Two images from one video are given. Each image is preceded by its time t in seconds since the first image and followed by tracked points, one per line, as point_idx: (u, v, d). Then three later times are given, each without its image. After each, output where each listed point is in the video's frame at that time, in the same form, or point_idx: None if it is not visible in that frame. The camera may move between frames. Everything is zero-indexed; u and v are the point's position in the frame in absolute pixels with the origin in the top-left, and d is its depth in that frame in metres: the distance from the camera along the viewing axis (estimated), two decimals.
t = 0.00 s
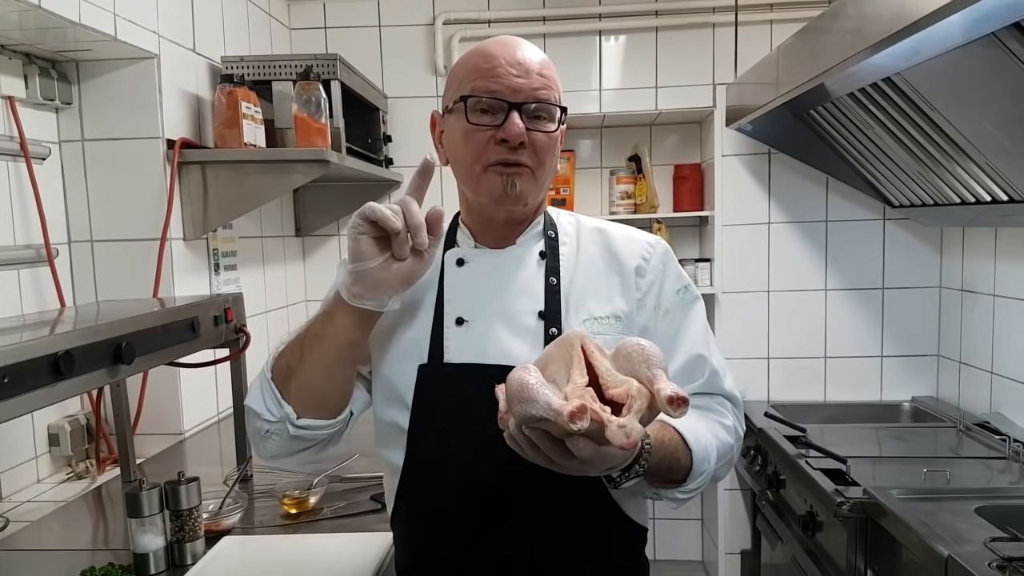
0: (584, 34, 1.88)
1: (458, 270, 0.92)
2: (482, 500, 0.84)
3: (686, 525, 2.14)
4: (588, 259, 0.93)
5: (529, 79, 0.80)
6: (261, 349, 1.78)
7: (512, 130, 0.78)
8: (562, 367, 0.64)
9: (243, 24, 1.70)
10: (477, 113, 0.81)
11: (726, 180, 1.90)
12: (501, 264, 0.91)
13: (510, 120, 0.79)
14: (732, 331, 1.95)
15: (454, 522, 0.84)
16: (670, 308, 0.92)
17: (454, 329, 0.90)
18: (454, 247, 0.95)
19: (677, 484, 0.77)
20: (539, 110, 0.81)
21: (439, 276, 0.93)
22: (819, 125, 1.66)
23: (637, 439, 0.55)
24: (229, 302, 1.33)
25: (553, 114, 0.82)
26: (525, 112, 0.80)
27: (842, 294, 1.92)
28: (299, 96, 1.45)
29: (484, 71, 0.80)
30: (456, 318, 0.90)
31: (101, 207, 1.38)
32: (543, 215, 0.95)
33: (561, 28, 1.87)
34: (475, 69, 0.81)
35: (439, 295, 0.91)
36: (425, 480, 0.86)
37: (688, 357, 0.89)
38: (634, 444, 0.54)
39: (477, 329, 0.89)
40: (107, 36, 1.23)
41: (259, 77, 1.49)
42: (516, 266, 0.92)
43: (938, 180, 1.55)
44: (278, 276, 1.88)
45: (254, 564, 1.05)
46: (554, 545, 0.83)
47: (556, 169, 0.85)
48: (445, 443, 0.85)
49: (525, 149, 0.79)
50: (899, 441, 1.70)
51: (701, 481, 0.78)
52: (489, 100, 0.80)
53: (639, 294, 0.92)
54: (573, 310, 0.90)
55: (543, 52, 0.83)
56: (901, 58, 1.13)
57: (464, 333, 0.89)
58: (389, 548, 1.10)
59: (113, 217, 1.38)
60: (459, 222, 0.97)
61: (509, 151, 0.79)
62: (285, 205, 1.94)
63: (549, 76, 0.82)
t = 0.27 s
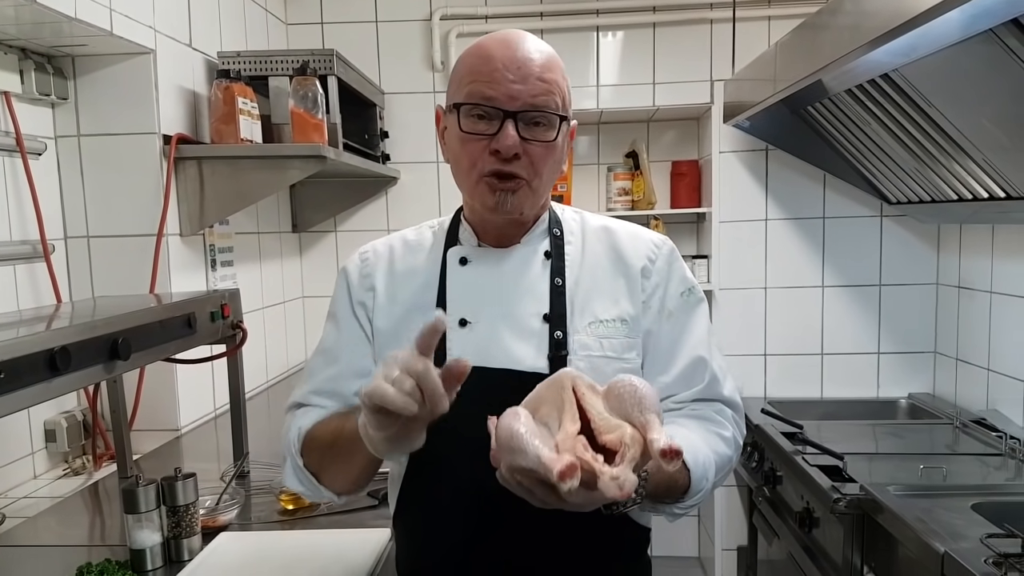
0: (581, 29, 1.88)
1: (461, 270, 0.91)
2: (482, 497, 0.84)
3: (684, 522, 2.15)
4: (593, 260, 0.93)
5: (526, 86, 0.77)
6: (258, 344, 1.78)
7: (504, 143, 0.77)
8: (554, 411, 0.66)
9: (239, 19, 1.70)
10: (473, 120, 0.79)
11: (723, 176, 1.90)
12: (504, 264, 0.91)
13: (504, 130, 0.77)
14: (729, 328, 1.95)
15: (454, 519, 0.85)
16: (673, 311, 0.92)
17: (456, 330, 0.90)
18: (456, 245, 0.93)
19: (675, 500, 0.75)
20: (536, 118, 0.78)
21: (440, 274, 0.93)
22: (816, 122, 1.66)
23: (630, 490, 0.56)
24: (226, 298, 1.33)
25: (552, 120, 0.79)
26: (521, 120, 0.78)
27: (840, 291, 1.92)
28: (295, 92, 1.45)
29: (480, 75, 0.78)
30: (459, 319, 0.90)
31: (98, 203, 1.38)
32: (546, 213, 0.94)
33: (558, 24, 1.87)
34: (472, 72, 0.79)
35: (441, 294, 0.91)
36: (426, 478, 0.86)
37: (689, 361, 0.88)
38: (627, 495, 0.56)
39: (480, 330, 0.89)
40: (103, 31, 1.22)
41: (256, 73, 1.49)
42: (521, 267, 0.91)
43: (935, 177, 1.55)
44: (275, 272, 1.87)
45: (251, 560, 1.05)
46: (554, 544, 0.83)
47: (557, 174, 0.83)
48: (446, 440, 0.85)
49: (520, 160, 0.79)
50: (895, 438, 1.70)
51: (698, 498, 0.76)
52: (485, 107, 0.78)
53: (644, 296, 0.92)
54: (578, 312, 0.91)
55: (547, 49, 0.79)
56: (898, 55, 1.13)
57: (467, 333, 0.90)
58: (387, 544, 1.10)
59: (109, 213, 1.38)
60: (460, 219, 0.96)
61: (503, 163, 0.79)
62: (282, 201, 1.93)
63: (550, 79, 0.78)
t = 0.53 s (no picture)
0: (582, 24, 1.87)
1: (468, 266, 0.90)
2: (487, 493, 0.84)
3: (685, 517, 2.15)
4: (602, 257, 0.91)
5: (538, 82, 0.75)
6: (258, 340, 1.78)
7: (516, 142, 0.76)
8: (548, 395, 0.67)
9: (240, 14, 1.70)
10: (483, 117, 0.78)
11: (725, 172, 1.90)
12: (510, 262, 0.90)
13: (516, 128, 0.76)
14: (731, 323, 1.95)
15: (459, 515, 0.84)
16: (684, 309, 0.89)
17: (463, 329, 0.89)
18: (462, 241, 0.93)
19: (679, 500, 0.75)
20: (547, 114, 0.77)
21: (447, 272, 0.92)
22: (819, 117, 1.65)
23: (619, 474, 0.56)
24: (227, 293, 1.33)
25: (563, 116, 0.78)
26: (533, 118, 0.77)
27: (842, 287, 1.91)
28: (296, 86, 1.45)
29: (490, 71, 0.76)
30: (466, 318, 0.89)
31: (100, 198, 1.38)
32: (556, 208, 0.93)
33: (559, 18, 1.86)
34: (481, 66, 0.77)
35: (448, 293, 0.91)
36: (431, 474, 0.86)
37: (699, 361, 0.86)
38: (614, 480, 0.55)
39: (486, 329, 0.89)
40: (103, 25, 1.22)
41: (256, 67, 1.48)
42: (528, 267, 0.90)
43: (938, 172, 1.54)
44: (275, 268, 1.87)
45: (253, 555, 1.05)
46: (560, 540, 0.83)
47: (568, 171, 0.83)
48: (450, 436, 0.85)
49: (532, 159, 0.78)
50: (897, 434, 1.70)
51: (704, 499, 0.76)
52: (496, 104, 0.77)
53: (655, 294, 0.90)
54: (587, 312, 0.89)
55: (556, 38, 0.77)
56: (902, 49, 1.12)
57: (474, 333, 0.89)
58: (388, 541, 1.10)
59: (111, 208, 1.38)
60: (467, 214, 0.95)
61: (515, 162, 0.78)
62: (282, 196, 1.93)
63: (562, 73, 0.76)
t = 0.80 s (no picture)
0: (587, 21, 1.87)
1: (477, 264, 0.90)
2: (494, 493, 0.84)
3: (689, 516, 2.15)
4: (614, 258, 0.91)
5: (550, 79, 0.75)
6: (263, 336, 1.78)
7: (528, 141, 0.76)
8: (555, 430, 0.67)
9: (246, 12, 1.70)
10: (494, 116, 0.78)
11: (730, 170, 1.89)
12: (520, 261, 0.89)
13: (528, 127, 0.76)
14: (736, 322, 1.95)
15: (467, 515, 0.84)
16: (696, 310, 0.89)
17: (472, 328, 0.88)
18: (471, 238, 0.92)
19: (690, 508, 0.74)
20: (559, 112, 0.77)
21: (454, 270, 0.92)
22: (824, 115, 1.65)
23: (627, 522, 0.56)
24: (233, 290, 1.33)
25: (575, 114, 0.78)
26: (545, 116, 0.77)
27: (846, 286, 1.91)
28: (301, 84, 1.45)
29: (501, 69, 0.76)
30: (475, 317, 0.89)
31: (106, 196, 1.38)
32: (567, 206, 0.92)
33: (563, 16, 1.86)
34: (492, 64, 0.77)
35: (455, 291, 0.90)
36: (440, 472, 0.86)
37: (711, 363, 0.85)
38: (623, 529, 0.55)
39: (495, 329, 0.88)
40: (110, 23, 1.22)
41: (262, 65, 1.49)
42: (538, 266, 0.89)
43: (944, 170, 1.54)
44: (280, 265, 1.88)
45: (258, 552, 1.05)
46: (568, 541, 0.83)
47: (579, 170, 0.83)
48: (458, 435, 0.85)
49: (544, 159, 0.78)
50: (902, 433, 1.69)
51: (714, 508, 0.74)
52: (508, 103, 0.77)
53: (667, 295, 0.90)
54: (598, 312, 0.89)
55: (568, 33, 0.76)
56: (908, 47, 1.12)
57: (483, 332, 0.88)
58: (394, 539, 1.10)
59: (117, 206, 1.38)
60: (476, 212, 0.95)
61: (526, 162, 0.78)
62: (287, 194, 1.94)
63: (574, 70, 0.76)
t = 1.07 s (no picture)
0: (588, 19, 1.87)
1: (483, 262, 0.89)
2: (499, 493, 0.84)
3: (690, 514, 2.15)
4: (620, 256, 0.91)
5: (556, 79, 0.75)
6: (264, 335, 1.78)
7: (535, 143, 0.75)
8: (562, 417, 0.67)
9: (246, 10, 1.69)
10: (501, 116, 0.77)
11: (731, 168, 1.89)
12: (525, 259, 0.89)
13: (535, 128, 0.76)
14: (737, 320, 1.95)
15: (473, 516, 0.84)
16: (702, 309, 0.88)
17: (476, 327, 0.88)
18: (477, 237, 0.92)
19: (695, 507, 0.74)
20: (566, 113, 0.77)
21: (459, 268, 0.91)
22: (825, 112, 1.65)
23: (635, 507, 0.56)
24: (233, 289, 1.33)
25: (582, 114, 0.77)
26: (552, 117, 0.77)
27: (847, 283, 1.91)
28: (302, 81, 1.45)
29: (508, 69, 0.75)
30: (480, 316, 0.88)
31: (105, 194, 1.38)
32: (573, 203, 0.92)
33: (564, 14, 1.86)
34: (499, 64, 0.76)
35: (460, 289, 0.90)
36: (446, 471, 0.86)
37: (718, 363, 0.85)
38: (631, 514, 0.55)
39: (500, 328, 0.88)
40: (109, 20, 1.22)
41: (262, 63, 1.49)
42: (543, 265, 0.89)
43: (945, 167, 1.54)
44: (281, 264, 1.87)
45: (260, 551, 1.05)
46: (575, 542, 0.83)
47: (586, 169, 0.83)
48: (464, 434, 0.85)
49: (550, 159, 0.78)
50: (903, 430, 1.69)
51: (719, 507, 0.75)
52: (514, 104, 0.76)
53: (673, 294, 0.89)
54: (604, 311, 0.89)
55: (575, 31, 0.75)
56: (911, 44, 1.12)
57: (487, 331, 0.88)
58: (396, 538, 1.10)
59: (117, 204, 1.38)
60: (482, 210, 0.95)
61: (533, 163, 0.78)
62: (287, 192, 1.93)
63: (581, 70, 0.76)
